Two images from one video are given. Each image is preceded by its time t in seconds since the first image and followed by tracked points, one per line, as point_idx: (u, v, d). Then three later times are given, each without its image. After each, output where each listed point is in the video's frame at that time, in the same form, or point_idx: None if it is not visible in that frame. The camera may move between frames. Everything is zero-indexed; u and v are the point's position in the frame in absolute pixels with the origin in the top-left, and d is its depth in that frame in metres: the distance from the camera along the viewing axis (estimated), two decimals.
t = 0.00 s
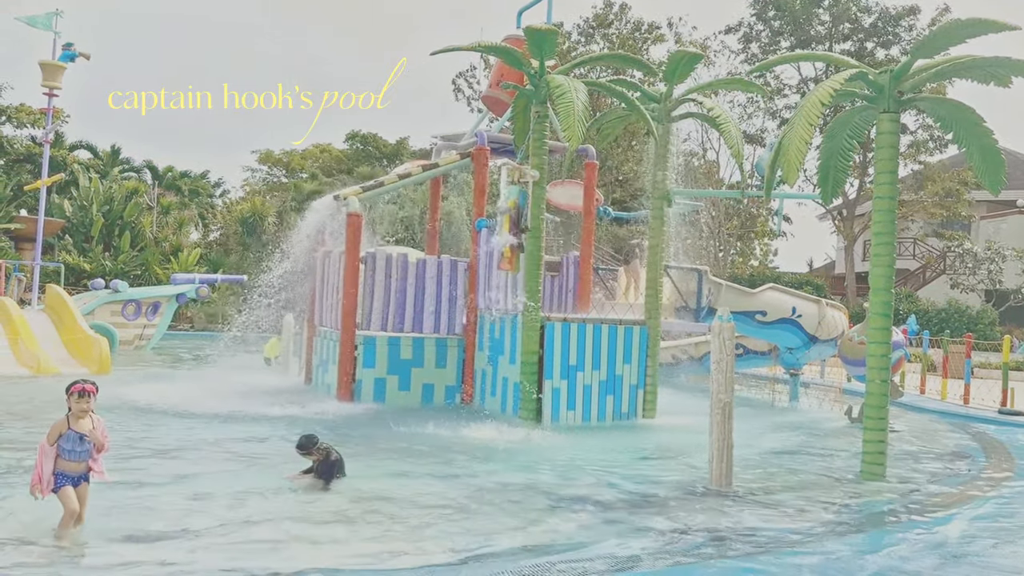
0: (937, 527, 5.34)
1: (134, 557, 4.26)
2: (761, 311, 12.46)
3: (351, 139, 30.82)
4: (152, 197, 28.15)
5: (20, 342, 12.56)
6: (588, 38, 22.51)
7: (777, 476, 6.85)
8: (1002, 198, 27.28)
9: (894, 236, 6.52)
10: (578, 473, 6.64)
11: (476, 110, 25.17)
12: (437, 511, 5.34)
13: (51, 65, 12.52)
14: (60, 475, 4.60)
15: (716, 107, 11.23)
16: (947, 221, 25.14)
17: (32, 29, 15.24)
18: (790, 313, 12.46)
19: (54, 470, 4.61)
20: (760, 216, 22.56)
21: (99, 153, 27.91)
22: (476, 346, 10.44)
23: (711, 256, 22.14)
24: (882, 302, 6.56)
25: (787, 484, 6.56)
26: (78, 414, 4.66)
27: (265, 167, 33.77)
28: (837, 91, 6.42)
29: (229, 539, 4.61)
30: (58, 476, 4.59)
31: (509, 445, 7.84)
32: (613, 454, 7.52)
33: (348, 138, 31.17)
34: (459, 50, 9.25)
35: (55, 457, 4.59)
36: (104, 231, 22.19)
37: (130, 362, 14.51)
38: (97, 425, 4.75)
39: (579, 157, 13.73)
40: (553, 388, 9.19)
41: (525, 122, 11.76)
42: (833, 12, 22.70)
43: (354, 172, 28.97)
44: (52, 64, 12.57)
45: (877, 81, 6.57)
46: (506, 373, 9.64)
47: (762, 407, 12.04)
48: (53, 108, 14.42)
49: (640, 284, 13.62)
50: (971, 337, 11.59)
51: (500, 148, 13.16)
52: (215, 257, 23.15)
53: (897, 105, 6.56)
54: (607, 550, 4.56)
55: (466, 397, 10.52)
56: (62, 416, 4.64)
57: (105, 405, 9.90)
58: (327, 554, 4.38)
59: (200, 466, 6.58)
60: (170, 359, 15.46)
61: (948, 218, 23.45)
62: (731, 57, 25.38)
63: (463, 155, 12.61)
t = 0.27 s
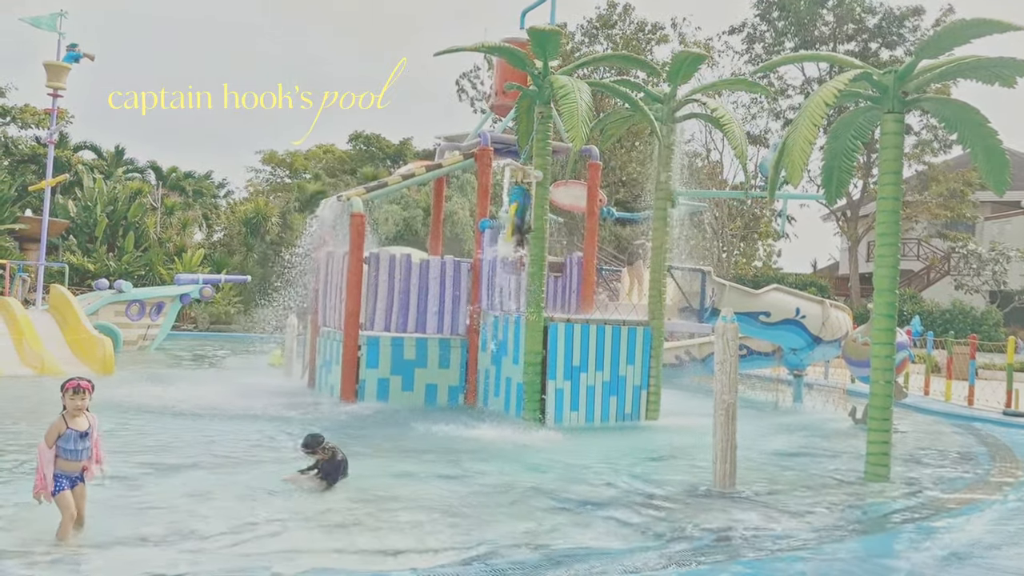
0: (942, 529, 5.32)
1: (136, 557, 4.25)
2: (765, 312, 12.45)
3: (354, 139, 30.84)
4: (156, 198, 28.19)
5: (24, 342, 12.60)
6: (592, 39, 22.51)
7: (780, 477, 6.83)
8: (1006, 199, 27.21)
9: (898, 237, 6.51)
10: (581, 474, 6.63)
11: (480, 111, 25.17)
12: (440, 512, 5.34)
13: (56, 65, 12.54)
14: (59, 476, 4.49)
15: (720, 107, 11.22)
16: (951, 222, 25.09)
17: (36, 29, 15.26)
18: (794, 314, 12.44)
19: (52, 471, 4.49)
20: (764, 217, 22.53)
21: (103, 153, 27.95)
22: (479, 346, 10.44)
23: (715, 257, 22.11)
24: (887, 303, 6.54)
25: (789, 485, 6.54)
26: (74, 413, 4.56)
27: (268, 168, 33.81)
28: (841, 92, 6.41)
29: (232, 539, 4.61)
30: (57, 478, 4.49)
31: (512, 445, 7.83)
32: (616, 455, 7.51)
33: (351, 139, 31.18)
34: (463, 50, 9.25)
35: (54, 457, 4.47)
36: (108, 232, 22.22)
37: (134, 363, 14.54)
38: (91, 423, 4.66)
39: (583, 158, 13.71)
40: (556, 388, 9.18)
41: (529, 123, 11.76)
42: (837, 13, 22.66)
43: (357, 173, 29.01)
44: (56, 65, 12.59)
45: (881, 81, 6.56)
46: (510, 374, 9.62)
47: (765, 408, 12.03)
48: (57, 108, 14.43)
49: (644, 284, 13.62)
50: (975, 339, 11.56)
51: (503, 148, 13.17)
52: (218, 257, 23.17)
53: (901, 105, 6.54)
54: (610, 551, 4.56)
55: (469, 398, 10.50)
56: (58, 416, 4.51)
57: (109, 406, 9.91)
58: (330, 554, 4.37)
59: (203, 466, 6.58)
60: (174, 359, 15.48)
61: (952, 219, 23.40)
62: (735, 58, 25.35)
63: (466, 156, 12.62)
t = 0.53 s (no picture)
0: (946, 531, 5.30)
1: (139, 557, 4.25)
2: (769, 313, 12.45)
3: (358, 140, 30.86)
4: (160, 199, 28.24)
5: (28, 342, 12.61)
6: (596, 40, 22.50)
7: (785, 479, 6.82)
8: (1012, 200, 27.15)
9: (903, 238, 6.49)
10: (585, 475, 6.62)
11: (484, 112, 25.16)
12: (443, 513, 5.33)
13: (60, 66, 12.56)
14: (53, 474, 4.40)
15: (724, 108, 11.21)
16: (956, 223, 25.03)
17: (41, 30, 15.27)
18: (798, 316, 12.44)
19: (46, 469, 4.40)
20: (768, 218, 22.51)
21: (108, 154, 28.00)
22: (483, 347, 10.44)
23: (719, 258, 22.08)
24: (892, 304, 6.52)
25: (794, 487, 6.53)
26: (69, 410, 4.45)
27: (273, 169, 33.85)
28: (845, 92, 6.40)
29: (235, 540, 4.60)
30: (51, 476, 4.39)
31: (516, 447, 7.81)
32: (620, 456, 7.50)
33: (355, 140, 31.20)
34: (466, 51, 9.24)
35: (48, 455, 4.38)
36: (112, 232, 22.25)
37: (138, 363, 14.56)
38: (87, 420, 4.56)
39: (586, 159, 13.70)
40: (560, 390, 9.18)
41: (533, 123, 11.77)
42: (841, 13, 22.62)
43: (362, 174, 29.04)
44: (61, 66, 12.61)
45: (886, 82, 6.55)
46: (513, 375, 9.62)
47: (770, 410, 12.03)
48: (62, 109, 14.45)
49: (647, 285, 13.61)
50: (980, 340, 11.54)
51: (507, 150, 13.19)
52: (223, 258, 23.19)
53: (906, 106, 6.53)
54: (614, 552, 4.55)
55: (472, 399, 10.56)
56: (52, 413, 4.41)
57: (113, 406, 9.91)
58: (333, 554, 4.37)
59: (207, 467, 6.58)
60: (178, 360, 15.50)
61: (957, 220, 23.35)
62: (739, 59, 25.33)
63: (470, 157, 12.63)
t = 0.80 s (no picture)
0: (951, 534, 5.29)
1: (144, 558, 4.26)
2: (774, 315, 12.44)
3: (362, 142, 30.90)
4: (165, 200, 28.30)
5: (33, 343, 12.65)
6: (600, 42, 22.49)
7: (789, 481, 6.81)
8: (1017, 201, 27.09)
9: (908, 240, 6.47)
10: (589, 477, 6.62)
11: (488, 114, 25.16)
12: (447, 514, 5.33)
13: (66, 68, 12.59)
14: (48, 475, 4.43)
15: (728, 109, 11.21)
16: (961, 225, 24.97)
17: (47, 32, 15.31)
18: (802, 317, 12.46)
19: (41, 470, 4.44)
20: (773, 220, 22.49)
21: (113, 156, 28.06)
22: (487, 349, 10.46)
23: (723, 260, 22.06)
24: (897, 306, 6.51)
25: (798, 489, 6.52)
26: (62, 410, 4.51)
27: (277, 170, 33.91)
28: (850, 94, 6.38)
29: (239, 541, 4.61)
30: (46, 477, 4.43)
31: (519, 449, 7.80)
32: (624, 458, 7.50)
33: (360, 141, 31.23)
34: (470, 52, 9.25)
35: (42, 456, 4.43)
36: (117, 234, 22.29)
37: (143, 364, 14.58)
38: (81, 421, 4.61)
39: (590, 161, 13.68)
40: (564, 391, 9.18)
41: (537, 125, 11.78)
42: (846, 15, 22.59)
43: (366, 176, 29.07)
44: (67, 68, 12.64)
45: (891, 84, 6.53)
46: (517, 377, 9.62)
47: (775, 412, 12.01)
48: (67, 110, 14.48)
49: (651, 287, 13.60)
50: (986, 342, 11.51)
51: (511, 151, 13.20)
52: (227, 260, 23.22)
53: (911, 108, 6.51)
54: (617, 554, 4.54)
55: (476, 400, 10.60)
56: (45, 414, 4.47)
57: (118, 408, 9.92)
58: (337, 556, 4.37)
59: (211, 468, 6.58)
60: (183, 361, 15.52)
61: (962, 222, 23.30)
62: (743, 60, 25.31)
63: (474, 159, 12.65)
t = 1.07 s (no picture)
0: (956, 539, 5.28)
1: (148, 561, 4.27)
2: (779, 319, 12.44)
3: (367, 146, 30.96)
4: (171, 204, 28.37)
5: (39, 346, 12.69)
6: (605, 46, 22.51)
7: (794, 486, 6.79)
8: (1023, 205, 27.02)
9: (913, 244, 6.47)
10: (593, 481, 6.61)
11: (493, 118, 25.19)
12: (451, 518, 5.33)
13: (73, 73, 12.63)
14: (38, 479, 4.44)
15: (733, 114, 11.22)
16: (967, 229, 24.92)
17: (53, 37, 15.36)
18: (808, 321, 12.43)
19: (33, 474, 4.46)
20: (778, 224, 22.48)
21: (119, 160, 28.13)
22: (491, 352, 10.46)
23: (728, 264, 22.04)
24: (902, 310, 6.50)
25: (803, 493, 6.50)
26: (51, 414, 4.53)
27: (282, 175, 33.98)
28: (855, 98, 6.38)
29: (243, 544, 4.62)
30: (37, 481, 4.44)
31: (523, 453, 7.80)
32: (628, 462, 7.49)
33: (365, 146, 31.28)
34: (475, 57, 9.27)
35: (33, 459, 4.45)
36: (123, 238, 22.34)
37: (148, 368, 14.62)
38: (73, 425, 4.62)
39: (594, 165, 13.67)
40: (568, 395, 9.18)
41: (541, 129, 11.81)
42: (851, 20, 22.58)
43: (371, 180, 29.12)
44: (73, 72, 12.68)
45: (896, 88, 6.53)
46: (522, 381, 9.61)
47: (780, 416, 11.99)
48: (74, 114, 14.54)
49: (656, 291, 13.59)
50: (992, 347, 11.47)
51: (515, 155, 13.22)
52: (233, 263, 23.27)
53: (916, 112, 6.50)
54: (621, 558, 4.54)
55: (481, 404, 10.60)
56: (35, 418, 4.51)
57: (123, 411, 9.94)
58: (341, 559, 4.38)
59: (216, 471, 6.59)
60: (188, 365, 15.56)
61: (968, 226, 23.25)
62: (748, 65, 25.30)
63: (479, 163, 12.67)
